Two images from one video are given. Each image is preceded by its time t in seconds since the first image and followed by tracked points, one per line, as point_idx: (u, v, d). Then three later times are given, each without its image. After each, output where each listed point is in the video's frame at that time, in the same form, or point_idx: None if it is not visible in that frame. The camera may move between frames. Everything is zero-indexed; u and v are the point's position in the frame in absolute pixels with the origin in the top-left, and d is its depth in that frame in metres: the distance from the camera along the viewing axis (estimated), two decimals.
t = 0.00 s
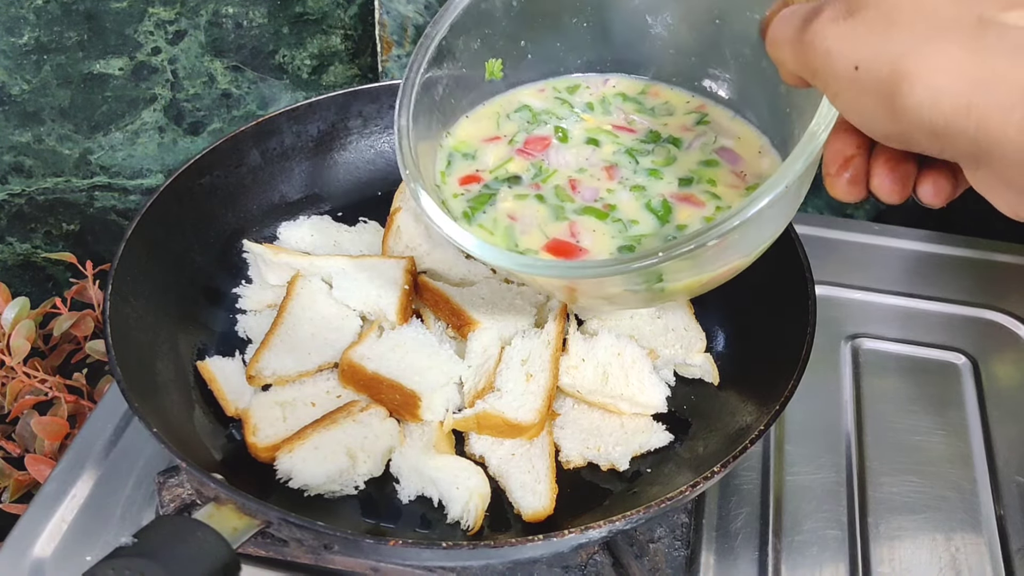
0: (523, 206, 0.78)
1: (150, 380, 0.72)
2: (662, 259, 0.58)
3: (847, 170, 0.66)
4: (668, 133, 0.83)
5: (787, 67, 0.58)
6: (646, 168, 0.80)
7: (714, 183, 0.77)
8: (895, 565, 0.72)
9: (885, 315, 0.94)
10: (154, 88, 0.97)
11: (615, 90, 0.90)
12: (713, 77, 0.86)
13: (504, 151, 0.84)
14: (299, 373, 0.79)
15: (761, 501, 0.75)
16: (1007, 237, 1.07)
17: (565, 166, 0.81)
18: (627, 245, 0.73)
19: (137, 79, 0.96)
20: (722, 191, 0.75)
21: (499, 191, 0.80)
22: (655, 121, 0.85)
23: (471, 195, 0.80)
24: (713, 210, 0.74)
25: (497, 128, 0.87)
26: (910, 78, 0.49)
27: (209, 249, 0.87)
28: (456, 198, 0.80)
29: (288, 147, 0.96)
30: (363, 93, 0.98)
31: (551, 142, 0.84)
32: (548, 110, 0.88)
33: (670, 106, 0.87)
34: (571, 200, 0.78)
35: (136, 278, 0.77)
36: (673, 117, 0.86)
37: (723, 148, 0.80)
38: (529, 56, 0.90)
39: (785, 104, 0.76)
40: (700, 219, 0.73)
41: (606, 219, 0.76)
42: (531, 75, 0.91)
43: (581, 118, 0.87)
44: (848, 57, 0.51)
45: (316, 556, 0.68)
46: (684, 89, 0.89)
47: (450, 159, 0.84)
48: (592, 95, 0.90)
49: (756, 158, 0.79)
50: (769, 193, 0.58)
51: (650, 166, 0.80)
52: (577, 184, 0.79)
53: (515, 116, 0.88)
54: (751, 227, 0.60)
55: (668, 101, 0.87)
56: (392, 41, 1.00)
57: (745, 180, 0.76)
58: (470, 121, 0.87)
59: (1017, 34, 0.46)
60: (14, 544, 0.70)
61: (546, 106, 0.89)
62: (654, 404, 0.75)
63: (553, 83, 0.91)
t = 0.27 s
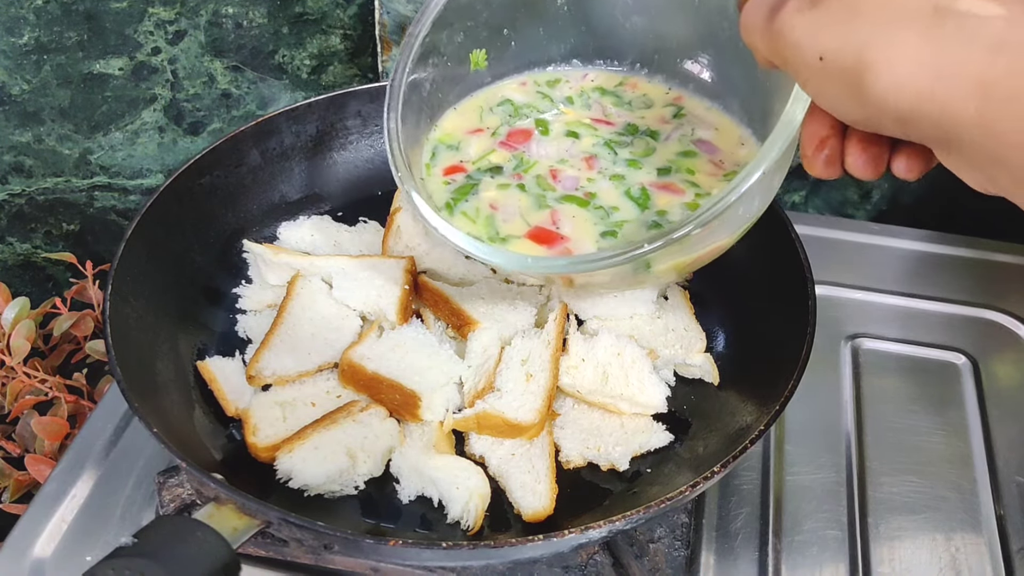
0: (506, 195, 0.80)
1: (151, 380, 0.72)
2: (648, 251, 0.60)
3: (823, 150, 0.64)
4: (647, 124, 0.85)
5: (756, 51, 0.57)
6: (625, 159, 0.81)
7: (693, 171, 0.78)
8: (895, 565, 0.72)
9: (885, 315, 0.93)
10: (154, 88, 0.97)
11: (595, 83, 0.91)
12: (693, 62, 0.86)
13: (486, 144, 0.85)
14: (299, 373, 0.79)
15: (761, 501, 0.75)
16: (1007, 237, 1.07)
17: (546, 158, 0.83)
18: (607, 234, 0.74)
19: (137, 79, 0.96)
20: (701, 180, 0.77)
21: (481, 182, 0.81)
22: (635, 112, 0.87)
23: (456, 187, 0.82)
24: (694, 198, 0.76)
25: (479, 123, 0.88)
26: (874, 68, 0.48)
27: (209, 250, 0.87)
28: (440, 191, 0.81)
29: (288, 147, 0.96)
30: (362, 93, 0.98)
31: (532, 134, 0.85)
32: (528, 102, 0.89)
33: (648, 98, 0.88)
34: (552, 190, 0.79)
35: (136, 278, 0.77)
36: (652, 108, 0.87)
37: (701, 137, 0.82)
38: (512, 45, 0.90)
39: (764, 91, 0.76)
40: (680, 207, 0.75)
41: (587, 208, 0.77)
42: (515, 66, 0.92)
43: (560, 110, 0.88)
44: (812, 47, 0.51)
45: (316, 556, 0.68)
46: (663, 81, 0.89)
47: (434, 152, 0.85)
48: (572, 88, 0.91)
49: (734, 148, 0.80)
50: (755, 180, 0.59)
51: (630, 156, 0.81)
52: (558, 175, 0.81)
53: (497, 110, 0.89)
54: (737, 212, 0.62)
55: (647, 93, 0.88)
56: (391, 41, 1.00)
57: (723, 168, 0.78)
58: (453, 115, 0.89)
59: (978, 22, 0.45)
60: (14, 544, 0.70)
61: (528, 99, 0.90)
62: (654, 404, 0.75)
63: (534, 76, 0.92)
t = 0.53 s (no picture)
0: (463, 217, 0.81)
1: (151, 379, 0.72)
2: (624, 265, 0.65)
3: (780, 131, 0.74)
4: (593, 131, 0.88)
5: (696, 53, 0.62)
6: (577, 168, 0.84)
7: (641, 175, 0.82)
8: (894, 565, 0.72)
9: (885, 315, 0.93)
10: (154, 88, 0.97)
11: (542, 88, 0.93)
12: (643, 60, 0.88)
13: (437, 157, 0.87)
14: (299, 373, 0.79)
15: (761, 501, 0.75)
16: (1008, 237, 1.07)
17: (498, 171, 0.85)
18: (565, 247, 0.77)
19: (137, 79, 0.96)
20: (652, 184, 0.81)
21: (435, 202, 0.82)
22: (581, 120, 0.89)
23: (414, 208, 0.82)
24: (645, 201, 0.80)
25: (429, 135, 0.89)
26: (807, 74, 0.53)
27: (209, 250, 0.87)
28: (394, 214, 0.81)
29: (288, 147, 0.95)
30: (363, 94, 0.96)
31: (483, 146, 0.87)
32: (476, 113, 0.91)
33: (594, 103, 0.91)
34: (507, 204, 0.82)
35: (136, 278, 0.77)
36: (598, 114, 0.90)
37: (651, 140, 0.85)
38: (467, 52, 0.89)
39: (709, 89, 0.80)
40: (635, 217, 0.79)
41: (542, 221, 0.80)
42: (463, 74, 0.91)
43: (507, 118, 0.90)
44: (750, 55, 0.55)
45: (316, 556, 0.68)
46: (606, 83, 0.92)
47: (389, 173, 0.85)
48: (518, 95, 0.92)
49: (685, 146, 0.84)
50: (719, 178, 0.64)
51: (580, 164, 0.85)
52: (512, 188, 0.83)
53: (446, 122, 0.90)
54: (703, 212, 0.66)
55: (594, 96, 0.91)
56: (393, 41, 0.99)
57: (672, 169, 0.82)
58: (402, 130, 0.89)
59: (897, 22, 0.50)
60: (14, 544, 0.70)
61: (476, 110, 0.91)
62: (654, 404, 0.75)
63: (479, 84, 0.93)
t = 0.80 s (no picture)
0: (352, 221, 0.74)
1: (151, 380, 0.72)
2: (516, 255, 0.67)
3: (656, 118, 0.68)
4: (480, 145, 0.85)
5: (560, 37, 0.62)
6: (468, 178, 0.81)
7: (526, 180, 0.81)
8: (895, 565, 0.72)
9: (885, 314, 0.93)
10: (154, 88, 0.97)
11: (432, 109, 0.90)
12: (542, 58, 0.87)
13: (329, 166, 0.81)
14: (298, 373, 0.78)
15: (761, 501, 0.75)
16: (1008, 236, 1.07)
17: (384, 181, 0.80)
18: (449, 243, 0.74)
19: (137, 79, 0.96)
20: (535, 189, 0.80)
21: (320, 201, 0.75)
22: (467, 136, 0.87)
23: (307, 208, 0.75)
24: (532, 201, 0.78)
25: (319, 148, 0.83)
26: (664, 66, 0.55)
27: (209, 250, 0.87)
28: (304, 206, 0.75)
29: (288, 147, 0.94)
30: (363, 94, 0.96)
31: (372, 159, 0.82)
32: (373, 128, 0.86)
33: (480, 122, 0.89)
34: (392, 207, 0.77)
35: (136, 278, 0.77)
36: (465, 131, 0.87)
37: (530, 151, 0.85)
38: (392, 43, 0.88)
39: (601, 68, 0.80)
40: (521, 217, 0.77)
41: (429, 223, 0.76)
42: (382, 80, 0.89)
43: (400, 137, 0.86)
44: (611, 49, 0.57)
45: (317, 556, 0.68)
46: (493, 106, 0.90)
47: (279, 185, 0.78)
48: (410, 113, 0.89)
49: (565, 157, 0.85)
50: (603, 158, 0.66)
51: (465, 174, 0.82)
52: (401, 197, 0.78)
53: (342, 138, 0.85)
54: (596, 194, 0.68)
55: (480, 118, 0.89)
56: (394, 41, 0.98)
57: (553, 174, 0.82)
58: (292, 142, 0.84)
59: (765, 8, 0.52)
60: (14, 544, 0.70)
61: (367, 127, 0.86)
62: (654, 404, 0.75)
63: (373, 101, 0.89)
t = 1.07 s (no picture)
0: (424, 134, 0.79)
1: (151, 380, 0.72)
2: (567, 168, 0.76)
3: (693, 60, 0.70)
4: (548, 57, 0.83)
5: None
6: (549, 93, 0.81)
7: (593, 98, 0.80)
8: (894, 565, 0.72)
9: (885, 315, 0.93)
10: (154, 88, 0.97)
11: (527, 12, 0.86)
12: None
13: (417, 69, 0.83)
14: (299, 373, 0.78)
15: (761, 501, 0.75)
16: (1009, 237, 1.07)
17: (464, 89, 0.82)
18: (512, 156, 0.79)
19: (137, 79, 0.96)
20: (599, 109, 0.80)
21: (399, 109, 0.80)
22: (549, 46, 0.83)
23: (387, 118, 0.81)
24: (593, 120, 0.79)
25: (405, 53, 0.84)
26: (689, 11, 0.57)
27: (209, 250, 0.87)
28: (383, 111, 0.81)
29: (288, 147, 0.95)
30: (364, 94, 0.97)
31: (454, 65, 0.83)
32: (466, 34, 0.85)
33: (558, 28, 0.84)
34: (469, 119, 0.81)
35: (136, 278, 0.77)
36: (552, 40, 0.84)
37: (588, 71, 0.82)
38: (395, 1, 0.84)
39: None
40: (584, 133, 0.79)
41: (498, 134, 0.80)
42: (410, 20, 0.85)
43: (484, 40, 0.84)
44: None
45: (317, 556, 0.68)
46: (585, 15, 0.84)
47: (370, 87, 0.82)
48: (501, 18, 0.86)
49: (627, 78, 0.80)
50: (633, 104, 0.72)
51: (537, 85, 0.82)
52: (478, 108, 0.81)
53: (431, 41, 0.84)
54: (642, 120, 0.74)
55: (569, 26, 0.84)
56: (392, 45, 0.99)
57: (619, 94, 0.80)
58: (379, 47, 0.84)
59: None
60: (14, 544, 0.70)
61: (458, 33, 0.85)
62: (654, 404, 0.75)
63: (465, 8, 0.87)
